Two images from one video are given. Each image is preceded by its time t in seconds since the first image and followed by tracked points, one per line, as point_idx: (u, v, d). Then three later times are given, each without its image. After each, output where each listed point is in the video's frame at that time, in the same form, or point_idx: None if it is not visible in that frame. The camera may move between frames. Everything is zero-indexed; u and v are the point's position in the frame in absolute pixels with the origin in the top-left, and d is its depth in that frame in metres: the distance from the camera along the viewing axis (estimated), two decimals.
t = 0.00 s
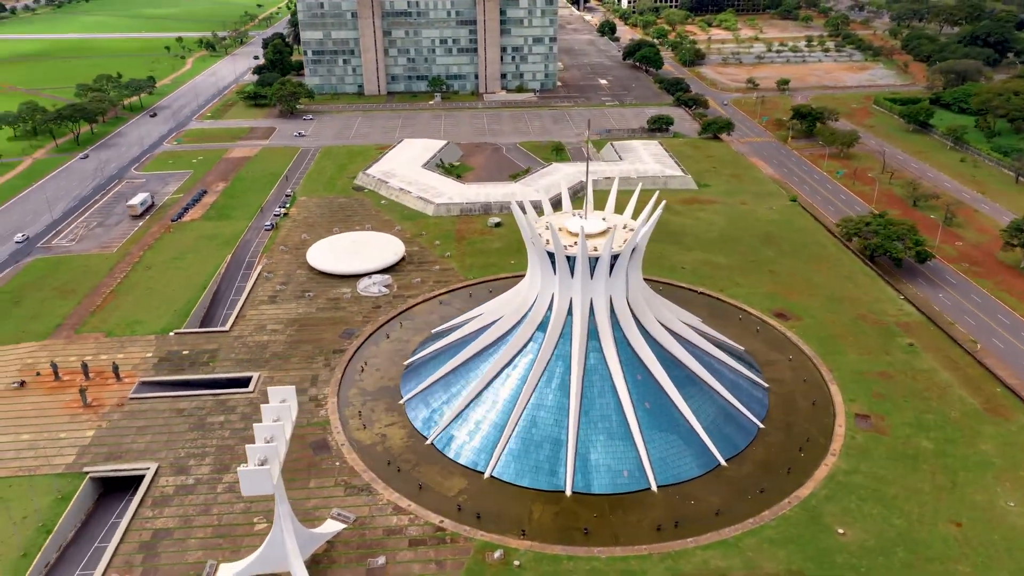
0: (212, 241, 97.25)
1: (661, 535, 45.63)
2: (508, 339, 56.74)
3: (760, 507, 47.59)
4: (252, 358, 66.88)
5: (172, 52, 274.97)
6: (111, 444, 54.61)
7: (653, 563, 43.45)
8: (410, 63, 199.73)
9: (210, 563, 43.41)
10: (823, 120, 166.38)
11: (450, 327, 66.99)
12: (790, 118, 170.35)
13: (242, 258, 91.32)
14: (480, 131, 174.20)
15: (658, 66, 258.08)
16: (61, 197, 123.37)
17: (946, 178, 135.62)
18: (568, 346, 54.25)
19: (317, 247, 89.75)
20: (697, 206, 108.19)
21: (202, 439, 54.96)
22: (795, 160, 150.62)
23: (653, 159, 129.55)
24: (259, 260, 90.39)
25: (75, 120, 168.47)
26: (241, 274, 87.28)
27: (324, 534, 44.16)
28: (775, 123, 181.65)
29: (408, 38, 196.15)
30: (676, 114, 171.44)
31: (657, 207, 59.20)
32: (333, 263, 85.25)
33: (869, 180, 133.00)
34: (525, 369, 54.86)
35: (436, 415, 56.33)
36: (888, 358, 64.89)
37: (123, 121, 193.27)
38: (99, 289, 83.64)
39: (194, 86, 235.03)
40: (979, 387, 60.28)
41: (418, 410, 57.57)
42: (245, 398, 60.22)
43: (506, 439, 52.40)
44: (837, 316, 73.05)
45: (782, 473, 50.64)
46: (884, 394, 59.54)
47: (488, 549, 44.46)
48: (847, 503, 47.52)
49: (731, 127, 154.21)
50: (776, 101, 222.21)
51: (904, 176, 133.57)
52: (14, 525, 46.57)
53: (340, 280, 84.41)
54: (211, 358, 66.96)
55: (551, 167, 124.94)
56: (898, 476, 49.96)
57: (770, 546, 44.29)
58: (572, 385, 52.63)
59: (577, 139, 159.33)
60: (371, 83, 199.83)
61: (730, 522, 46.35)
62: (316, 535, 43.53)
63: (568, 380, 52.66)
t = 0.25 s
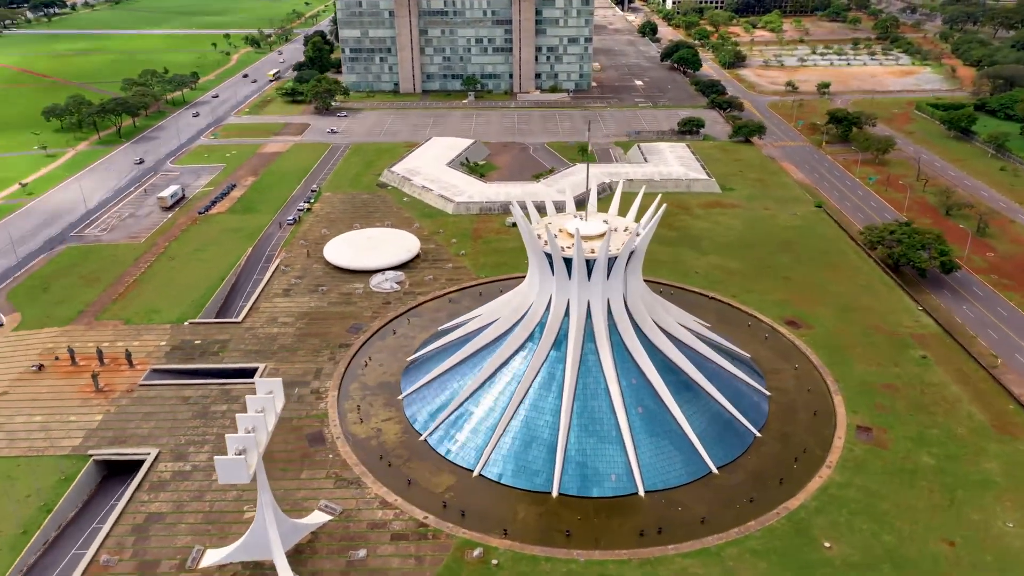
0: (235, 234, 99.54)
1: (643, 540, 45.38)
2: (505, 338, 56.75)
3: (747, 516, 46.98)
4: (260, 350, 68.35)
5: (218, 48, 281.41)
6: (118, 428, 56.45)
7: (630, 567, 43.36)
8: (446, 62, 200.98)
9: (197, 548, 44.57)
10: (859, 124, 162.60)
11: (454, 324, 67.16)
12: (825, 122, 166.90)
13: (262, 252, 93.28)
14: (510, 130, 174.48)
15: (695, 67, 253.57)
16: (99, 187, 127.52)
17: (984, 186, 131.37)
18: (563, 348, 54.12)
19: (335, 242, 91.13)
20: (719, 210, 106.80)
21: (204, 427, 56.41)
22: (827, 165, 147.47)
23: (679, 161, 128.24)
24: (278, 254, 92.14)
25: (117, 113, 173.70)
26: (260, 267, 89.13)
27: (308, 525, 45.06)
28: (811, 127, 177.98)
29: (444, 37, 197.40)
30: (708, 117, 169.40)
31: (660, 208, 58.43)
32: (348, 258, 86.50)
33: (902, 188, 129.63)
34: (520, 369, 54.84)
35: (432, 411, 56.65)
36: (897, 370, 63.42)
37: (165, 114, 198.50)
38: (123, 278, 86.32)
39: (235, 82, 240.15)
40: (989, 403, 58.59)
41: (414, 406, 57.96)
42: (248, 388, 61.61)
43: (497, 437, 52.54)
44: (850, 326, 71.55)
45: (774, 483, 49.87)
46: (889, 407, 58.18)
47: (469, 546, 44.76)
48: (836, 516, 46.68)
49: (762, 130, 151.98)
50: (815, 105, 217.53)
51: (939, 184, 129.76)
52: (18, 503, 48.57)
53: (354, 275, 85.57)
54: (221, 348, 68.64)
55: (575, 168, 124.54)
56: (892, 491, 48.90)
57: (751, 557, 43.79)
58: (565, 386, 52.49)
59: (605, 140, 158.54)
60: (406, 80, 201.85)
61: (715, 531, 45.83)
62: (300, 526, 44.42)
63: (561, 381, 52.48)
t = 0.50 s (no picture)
0: (255, 229, 101.24)
1: (628, 543, 44.96)
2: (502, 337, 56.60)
3: (735, 523, 46.22)
4: (268, 342, 69.40)
5: (257, 47, 286.46)
6: (123, 415, 57.87)
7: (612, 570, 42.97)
8: (477, 62, 201.49)
9: (187, 534, 45.41)
10: (893, 128, 158.62)
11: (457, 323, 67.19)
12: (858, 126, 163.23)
13: (279, 246, 94.67)
14: (536, 129, 174.09)
15: (729, 69, 250.05)
16: (130, 181, 130.89)
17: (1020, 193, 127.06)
18: (559, 347, 53.77)
19: (350, 238, 92.16)
20: (739, 212, 105.18)
21: (206, 416, 57.50)
22: (858, 169, 144.17)
23: (702, 163, 126.62)
24: (294, 249, 93.48)
25: (153, 110, 177.86)
26: (276, 261, 90.56)
27: (295, 515, 45.56)
28: (844, 130, 174.24)
29: (475, 37, 198.03)
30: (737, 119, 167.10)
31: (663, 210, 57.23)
32: (362, 255, 87.34)
33: (934, 193, 126.06)
34: (516, 368, 54.64)
35: (428, 408, 56.81)
36: (908, 378, 61.71)
37: (200, 111, 202.64)
38: (143, 270, 88.50)
39: (271, 80, 244.29)
40: (1002, 415, 56.65)
41: (412, 403, 58.18)
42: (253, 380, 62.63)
43: (489, 435, 52.44)
44: (863, 332, 69.86)
45: (767, 490, 48.96)
46: (895, 416, 56.65)
47: (453, 542, 44.84)
48: (828, 526, 45.64)
49: (791, 133, 149.20)
50: (851, 108, 212.91)
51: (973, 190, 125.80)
52: (23, 484, 50.12)
53: (367, 271, 86.32)
54: (231, 339, 69.88)
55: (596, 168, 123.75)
56: (889, 501, 47.66)
57: (737, 563, 43.14)
58: (558, 386, 52.12)
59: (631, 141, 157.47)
60: (437, 80, 202.99)
61: (701, 537, 45.18)
62: (286, 516, 44.95)
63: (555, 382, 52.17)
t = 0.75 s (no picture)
0: (275, 223, 102.92)
1: (612, 546, 44.93)
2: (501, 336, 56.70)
3: (722, 531, 45.89)
4: (276, 334, 70.56)
5: (293, 44, 290.34)
6: (131, 401, 59.43)
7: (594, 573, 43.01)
8: (507, 61, 201.30)
9: (181, 519, 46.52)
10: (927, 134, 154.75)
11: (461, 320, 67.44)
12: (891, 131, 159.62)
13: (296, 241, 96.11)
14: (562, 129, 173.70)
15: (763, 71, 245.88)
16: (159, 174, 133.96)
17: None
18: (556, 348, 53.67)
19: (365, 234, 93.17)
20: (758, 217, 103.85)
21: (209, 405, 58.77)
22: (888, 175, 141.04)
23: (725, 167, 125.14)
24: (310, 243, 94.84)
25: (186, 104, 181.49)
26: (292, 255, 91.96)
27: (285, 505, 46.43)
28: (876, 136, 170.60)
29: (505, 36, 198.10)
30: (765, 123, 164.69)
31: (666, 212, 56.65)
32: (376, 251, 88.20)
33: (964, 202, 122.84)
34: (512, 368, 54.70)
35: (426, 405, 57.24)
36: (915, 390, 60.46)
37: (233, 106, 206.17)
38: (163, 261, 90.58)
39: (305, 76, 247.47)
40: (1010, 432, 55.21)
41: (411, 399, 58.64)
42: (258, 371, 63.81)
43: (482, 433, 52.63)
44: (874, 342, 68.52)
45: (758, 499, 48.43)
46: (898, 428, 55.58)
47: (437, 538, 45.28)
48: (816, 538, 45.10)
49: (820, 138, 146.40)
50: (887, 113, 208.24)
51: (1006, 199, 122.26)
52: (31, 465, 51.86)
53: (379, 268, 87.16)
54: (241, 331, 71.20)
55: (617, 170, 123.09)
56: (883, 515, 46.89)
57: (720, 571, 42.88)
58: (552, 387, 52.06)
59: (656, 143, 156.35)
60: (466, 79, 203.60)
61: (687, 544, 44.95)
62: (276, 506, 45.82)
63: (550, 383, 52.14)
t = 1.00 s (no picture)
0: (294, 218, 104.51)
1: (596, 547, 44.87)
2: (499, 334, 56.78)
3: (708, 536, 45.46)
4: (284, 327, 71.65)
5: (329, 42, 293.95)
6: (138, 387, 60.95)
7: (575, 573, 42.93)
8: (537, 61, 200.74)
9: (174, 504, 47.54)
10: (963, 139, 150.42)
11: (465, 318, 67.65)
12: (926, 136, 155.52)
13: (313, 236, 97.41)
14: (588, 129, 172.99)
15: (798, 73, 241.46)
16: (188, 168, 136.98)
17: None
18: (551, 347, 53.62)
19: (381, 230, 94.03)
20: (778, 220, 102.22)
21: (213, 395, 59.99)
22: (920, 180, 137.45)
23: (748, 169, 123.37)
24: (326, 239, 96.10)
25: (219, 100, 185.06)
26: (307, 250, 93.30)
27: (275, 494, 47.25)
28: (911, 140, 166.39)
29: (536, 36, 197.84)
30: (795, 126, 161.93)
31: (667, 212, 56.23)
32: (389, 247, 88.94)
33: (998, 210, 119.09)
34: (508, 366, 54.76)
35: (423, 400, 57.60)
36: (923, 401, 58.95)
37: (266, 102, 209.55)
38: (183, 252, 92.64)
39: (338, 74, 250.48)
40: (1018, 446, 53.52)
41: (409, 394, 59.06)
42: (263, 362, 64.94)
43: (474, 429, 52.84)
44: (885, 350, 66.99)
45: (749, 506, 47.86)
46: (901, 438, 54.28)
47: (422, 533, 45.61)
48: (804, 548, 44.39)
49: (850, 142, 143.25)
50: (925, 117, 203.00)
51: None
52: (38, 447, 53.58)
53: (391, 264, 87.88)
54: (250, 322, 72.46)
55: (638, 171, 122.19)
56: (876, 527, 45.92)
57: None
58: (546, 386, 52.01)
59: (681, 144, 154.88)
60: (496, 78, 203.99)
61: (671, 548, 44.66)
62: (266, 495, 46.65)
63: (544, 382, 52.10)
